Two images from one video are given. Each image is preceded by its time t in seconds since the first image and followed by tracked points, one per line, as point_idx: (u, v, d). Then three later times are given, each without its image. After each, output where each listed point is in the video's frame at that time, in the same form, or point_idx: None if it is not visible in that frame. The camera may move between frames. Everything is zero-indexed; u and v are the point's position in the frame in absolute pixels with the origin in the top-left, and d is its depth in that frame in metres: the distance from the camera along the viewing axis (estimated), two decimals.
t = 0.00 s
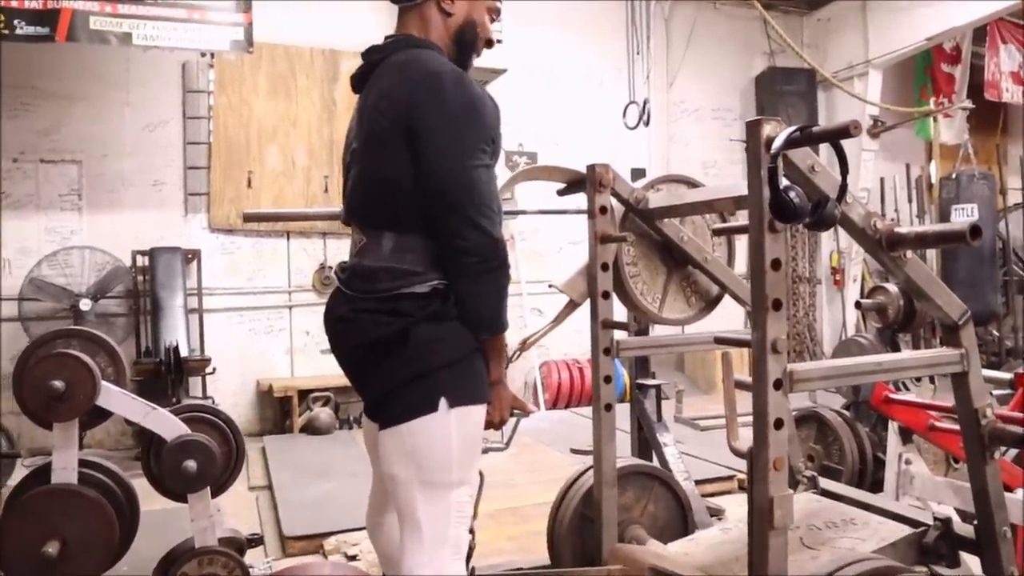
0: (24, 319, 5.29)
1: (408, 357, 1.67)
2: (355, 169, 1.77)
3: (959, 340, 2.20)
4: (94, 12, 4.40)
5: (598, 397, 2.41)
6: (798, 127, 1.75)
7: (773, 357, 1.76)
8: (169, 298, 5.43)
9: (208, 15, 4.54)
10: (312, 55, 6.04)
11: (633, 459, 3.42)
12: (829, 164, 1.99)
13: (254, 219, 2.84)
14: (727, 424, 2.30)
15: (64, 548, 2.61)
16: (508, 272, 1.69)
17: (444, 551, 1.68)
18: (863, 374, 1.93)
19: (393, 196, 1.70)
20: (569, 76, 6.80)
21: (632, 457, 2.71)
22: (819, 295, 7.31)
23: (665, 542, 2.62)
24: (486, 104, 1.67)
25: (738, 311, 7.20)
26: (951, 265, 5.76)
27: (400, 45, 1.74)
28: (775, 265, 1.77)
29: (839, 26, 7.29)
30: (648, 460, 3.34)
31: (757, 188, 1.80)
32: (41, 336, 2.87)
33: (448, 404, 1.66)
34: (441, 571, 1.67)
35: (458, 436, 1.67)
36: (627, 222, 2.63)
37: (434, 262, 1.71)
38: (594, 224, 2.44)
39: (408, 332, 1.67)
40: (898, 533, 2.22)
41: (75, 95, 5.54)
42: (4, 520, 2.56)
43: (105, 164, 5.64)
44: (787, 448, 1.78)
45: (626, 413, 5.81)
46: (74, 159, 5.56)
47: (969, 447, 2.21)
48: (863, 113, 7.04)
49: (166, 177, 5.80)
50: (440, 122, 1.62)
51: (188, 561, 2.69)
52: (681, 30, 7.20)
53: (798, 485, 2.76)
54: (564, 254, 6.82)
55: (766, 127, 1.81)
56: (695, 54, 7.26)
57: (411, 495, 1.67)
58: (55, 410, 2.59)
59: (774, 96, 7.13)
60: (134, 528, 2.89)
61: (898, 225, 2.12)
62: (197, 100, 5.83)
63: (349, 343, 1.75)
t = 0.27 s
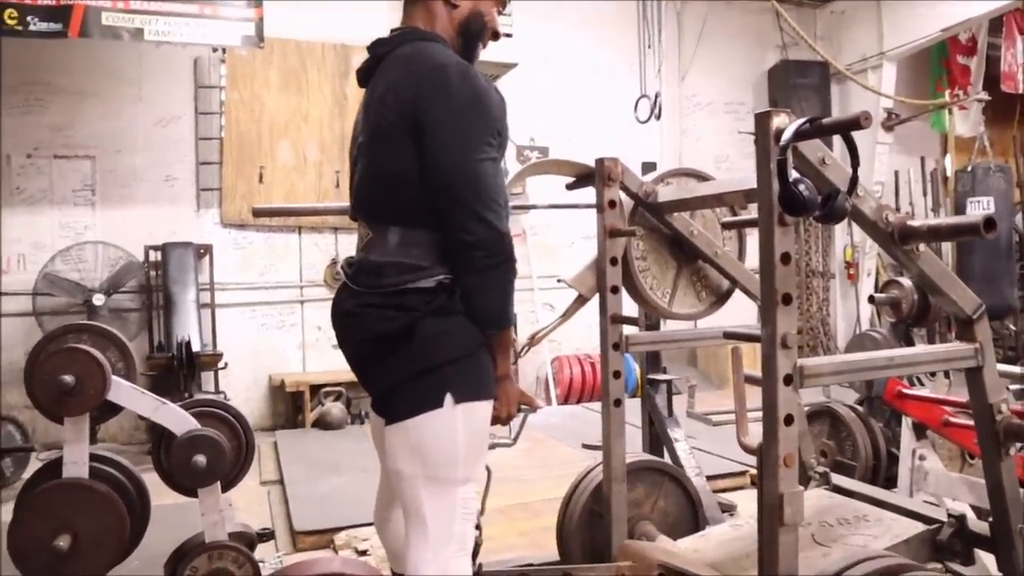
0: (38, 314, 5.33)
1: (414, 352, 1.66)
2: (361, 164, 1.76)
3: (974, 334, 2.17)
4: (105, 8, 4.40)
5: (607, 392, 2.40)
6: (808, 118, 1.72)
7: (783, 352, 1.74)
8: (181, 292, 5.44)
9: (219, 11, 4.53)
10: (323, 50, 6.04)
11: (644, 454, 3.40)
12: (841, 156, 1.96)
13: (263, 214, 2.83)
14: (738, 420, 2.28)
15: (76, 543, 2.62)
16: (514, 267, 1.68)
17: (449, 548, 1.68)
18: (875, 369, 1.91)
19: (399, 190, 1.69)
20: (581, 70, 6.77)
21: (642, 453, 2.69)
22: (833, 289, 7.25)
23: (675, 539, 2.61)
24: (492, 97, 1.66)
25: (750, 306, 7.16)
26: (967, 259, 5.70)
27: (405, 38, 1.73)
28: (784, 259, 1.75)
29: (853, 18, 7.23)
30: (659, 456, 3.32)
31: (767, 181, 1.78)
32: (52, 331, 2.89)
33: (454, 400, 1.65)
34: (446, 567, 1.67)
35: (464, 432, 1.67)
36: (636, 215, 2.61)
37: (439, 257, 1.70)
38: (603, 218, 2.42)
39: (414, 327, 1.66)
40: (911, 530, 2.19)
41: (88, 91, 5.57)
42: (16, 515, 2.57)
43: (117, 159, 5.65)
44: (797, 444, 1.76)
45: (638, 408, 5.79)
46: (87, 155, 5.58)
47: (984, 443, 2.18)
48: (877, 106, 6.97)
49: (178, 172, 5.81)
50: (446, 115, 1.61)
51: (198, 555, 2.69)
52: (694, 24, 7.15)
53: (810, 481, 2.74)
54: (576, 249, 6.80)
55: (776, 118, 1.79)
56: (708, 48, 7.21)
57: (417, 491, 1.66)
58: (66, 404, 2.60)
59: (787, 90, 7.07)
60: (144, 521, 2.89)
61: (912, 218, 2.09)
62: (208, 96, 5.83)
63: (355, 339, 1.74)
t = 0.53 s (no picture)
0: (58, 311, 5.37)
1: (424, 347, 1.65)
2: (372, 160, 1.76)
3: (994, 331, 2.14)
4: (123, 7, 4.43)
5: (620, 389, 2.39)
6: (823, 111, 1.70)
7: (798, 348, 1.72)
8: (199, 290, 5.47)
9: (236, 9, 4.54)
10: (339, 47, 6.05)
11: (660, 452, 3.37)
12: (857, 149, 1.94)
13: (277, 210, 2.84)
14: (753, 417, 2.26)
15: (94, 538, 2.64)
16: (525, 262, 1.67)
17: (461, 544, 1.68)
18: (893, 366, 1.89)
19: (409, 185, 1.68)
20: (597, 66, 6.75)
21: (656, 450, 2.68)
22: (851, 286, 7.19)
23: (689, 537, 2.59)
24: (502, 90, 1.65)
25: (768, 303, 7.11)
26: (989, 255, 5.63)
27: (415, 32, 1.72)
28: (799, 254, 1.73)
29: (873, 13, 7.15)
30: (674, 454, 3.30)
31: (782, 175, 1.76)
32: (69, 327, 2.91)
33: (465, 395, 1.64)
34: (457, 564, 1.66)
35: (475, 428, 1.66)
36: (651, 211, 2.59)
37: (450, 252, 1.70)
38: (618, 213, 2.41)
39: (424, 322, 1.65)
40: (929, 529, 2.17)
41: (107, 90, 5.61)
42: (35, 510, 2.59)
43: (135, 157, 5.69)
44: (812, 442, 1.74)
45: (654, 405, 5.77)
46: (106, 154, 5.63)
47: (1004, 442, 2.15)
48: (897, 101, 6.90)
49: (196, 170, 5.84)
50: (455, 109, 1.60)
51: (213, 550, 2.70)
52: (711, 19, 7.10)
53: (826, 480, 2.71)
54: (593, 246, 6.78)
55: (791, 111, 1.77)
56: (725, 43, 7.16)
57: (429, 487, 1.66)
58: (83, 400, 2.62)
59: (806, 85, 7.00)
60: (162, 516, 2.91)
61: (930, 213, 2.06)
62: (225, 94, 5.86)
63: (365, 334, 1.74)
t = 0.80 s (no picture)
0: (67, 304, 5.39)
1: (425, 338, 1.65)
2: (374, 150, 1.75)
3: (1005, 323, 2.12)
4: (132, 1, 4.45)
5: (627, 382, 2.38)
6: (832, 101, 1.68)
7: (807, 340, 1.71)
8: (207, 283, 5.48)
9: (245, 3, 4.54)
10: (347, 41, 6.04)
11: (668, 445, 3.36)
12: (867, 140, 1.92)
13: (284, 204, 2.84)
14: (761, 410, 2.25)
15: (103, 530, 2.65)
16: (527, 255, 1.66)
17: (469, 536, 1.67)
18: (902, 359, 1.87)
19: (412, 176, 1.68)
20: (606, 59, 6.72)
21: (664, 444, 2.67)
22: (861, 280, 7.16)
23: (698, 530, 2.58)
24: (508, 82, 1.64)
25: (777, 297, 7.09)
26: (999, 248, 5.59)
27: (422, 21, 1.71)
28: (808, 246, 1.72)
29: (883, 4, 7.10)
30: (682, 447, 3.29)
31: (792, 166, 1.75)
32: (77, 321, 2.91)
33: (468, 387, 1.64)
34: (466, 556, 1.66)
35: (481, 421, 1.65)
36: (660, 203, 2.58)
37: (450, 244, 1.69)
38: (626, 206, 2.40)
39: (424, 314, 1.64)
40: (938, 523, 2.15)
41: (116, 84, 5.62)
42: (44, 503, 2.60)
43: (144, 151, 5.70)
44: (820, 434, 1.73)
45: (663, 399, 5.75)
46: (115, 147, 5.64)
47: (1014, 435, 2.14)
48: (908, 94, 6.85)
49: (204, 164, 5.85)
50: (460, 100, 1.59)
51: (222, 543, 2.70)
52: (720, 12, 7.07)
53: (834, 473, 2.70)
54: (602, 239, 6.77)
55: (801, 101, 1.76)
56: (735, 36, 7.12)
57: (438, 480, 1.66)
58: (91, 393, 2.62)
59: (816, 78, 6.96)
60: (170, 509, 2.92)
61: (940, 204, 2.05)
62: (234, 88, 5.86)
63: (365, 325, 1.74)
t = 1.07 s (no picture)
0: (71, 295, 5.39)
1: (419, 333, 1.64)
2: (375, 141, 1.74)
3: (1012, 314, 2.11)
4: None
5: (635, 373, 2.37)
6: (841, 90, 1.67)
7: (815, 329, 1.71)
8: (211, 274, 5.48)
9: None
10: (350, 31, 6.02)
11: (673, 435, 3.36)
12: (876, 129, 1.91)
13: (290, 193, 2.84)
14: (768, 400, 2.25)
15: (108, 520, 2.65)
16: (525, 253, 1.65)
17: (500, 522, 1.68)
18: (909, 349, 1.86)
19: (411, 169, 1.67)
20: (610, 49, 6.70)
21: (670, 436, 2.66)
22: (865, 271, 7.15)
23: (704, 522, 2.58)
24: (514, 79, 1.63)
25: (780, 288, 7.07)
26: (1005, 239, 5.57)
27: (431, 14, 1.70)
28: (817, 235, 1.71)
29: None
30: (687, 438, 3.29)
31: (800, 155, 1.74)
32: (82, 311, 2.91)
33: (472, 380, 1.64)
34: (499, 544, 1.67)
35: (494, 410, 1.65)
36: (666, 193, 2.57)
37: (446, 239, 1.68)
38: (633, 195, 2.39)
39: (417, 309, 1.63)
40: (944, 513, 2.15)
41: (119, 73, 5.61)
42: (49, 493, 2.60)
43: (147, 142, 5.69)
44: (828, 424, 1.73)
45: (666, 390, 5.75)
46: (118, 138, 5.63)
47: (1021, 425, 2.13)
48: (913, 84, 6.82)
49: (208, 154, 5.84)
50: (465, 95, 1.59)
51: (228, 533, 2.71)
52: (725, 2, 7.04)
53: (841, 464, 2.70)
54: (605, 230, 6.75)
55: (810, 91, 1.74)
56: (739, 26, 7.09)
57: (459, 473, 1.65)
58: (96, 383, 2.63)
59: (821, 68, 6.93)
60: (176, 499, 2.93)
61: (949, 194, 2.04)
62: (237, 77, 5.84)
63: (356, 316, 1.73)
